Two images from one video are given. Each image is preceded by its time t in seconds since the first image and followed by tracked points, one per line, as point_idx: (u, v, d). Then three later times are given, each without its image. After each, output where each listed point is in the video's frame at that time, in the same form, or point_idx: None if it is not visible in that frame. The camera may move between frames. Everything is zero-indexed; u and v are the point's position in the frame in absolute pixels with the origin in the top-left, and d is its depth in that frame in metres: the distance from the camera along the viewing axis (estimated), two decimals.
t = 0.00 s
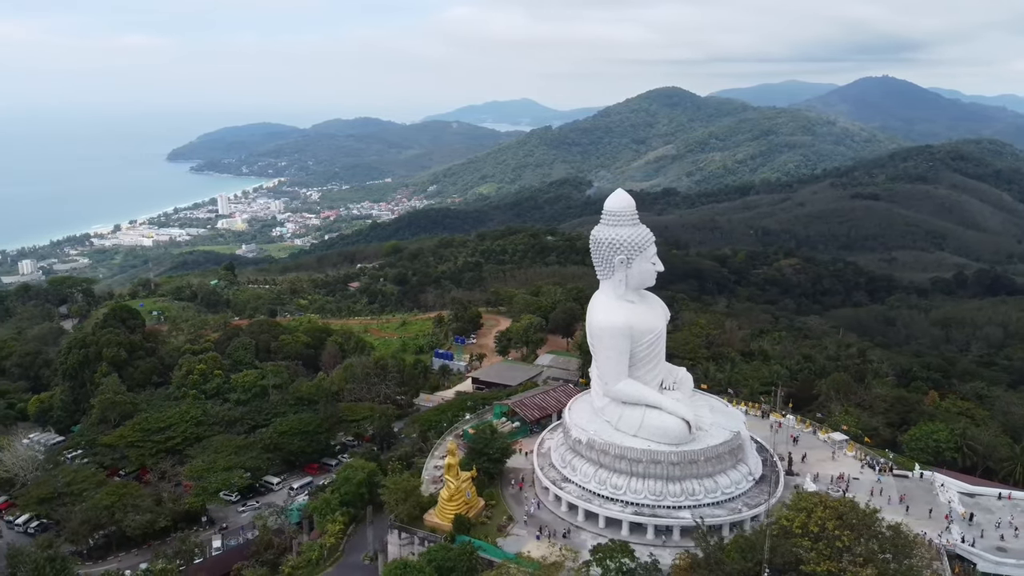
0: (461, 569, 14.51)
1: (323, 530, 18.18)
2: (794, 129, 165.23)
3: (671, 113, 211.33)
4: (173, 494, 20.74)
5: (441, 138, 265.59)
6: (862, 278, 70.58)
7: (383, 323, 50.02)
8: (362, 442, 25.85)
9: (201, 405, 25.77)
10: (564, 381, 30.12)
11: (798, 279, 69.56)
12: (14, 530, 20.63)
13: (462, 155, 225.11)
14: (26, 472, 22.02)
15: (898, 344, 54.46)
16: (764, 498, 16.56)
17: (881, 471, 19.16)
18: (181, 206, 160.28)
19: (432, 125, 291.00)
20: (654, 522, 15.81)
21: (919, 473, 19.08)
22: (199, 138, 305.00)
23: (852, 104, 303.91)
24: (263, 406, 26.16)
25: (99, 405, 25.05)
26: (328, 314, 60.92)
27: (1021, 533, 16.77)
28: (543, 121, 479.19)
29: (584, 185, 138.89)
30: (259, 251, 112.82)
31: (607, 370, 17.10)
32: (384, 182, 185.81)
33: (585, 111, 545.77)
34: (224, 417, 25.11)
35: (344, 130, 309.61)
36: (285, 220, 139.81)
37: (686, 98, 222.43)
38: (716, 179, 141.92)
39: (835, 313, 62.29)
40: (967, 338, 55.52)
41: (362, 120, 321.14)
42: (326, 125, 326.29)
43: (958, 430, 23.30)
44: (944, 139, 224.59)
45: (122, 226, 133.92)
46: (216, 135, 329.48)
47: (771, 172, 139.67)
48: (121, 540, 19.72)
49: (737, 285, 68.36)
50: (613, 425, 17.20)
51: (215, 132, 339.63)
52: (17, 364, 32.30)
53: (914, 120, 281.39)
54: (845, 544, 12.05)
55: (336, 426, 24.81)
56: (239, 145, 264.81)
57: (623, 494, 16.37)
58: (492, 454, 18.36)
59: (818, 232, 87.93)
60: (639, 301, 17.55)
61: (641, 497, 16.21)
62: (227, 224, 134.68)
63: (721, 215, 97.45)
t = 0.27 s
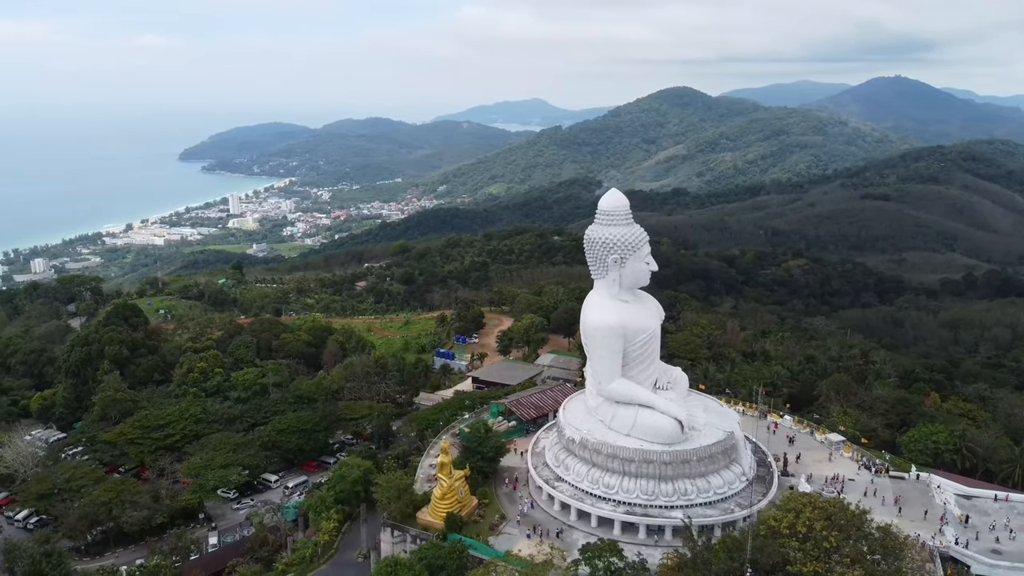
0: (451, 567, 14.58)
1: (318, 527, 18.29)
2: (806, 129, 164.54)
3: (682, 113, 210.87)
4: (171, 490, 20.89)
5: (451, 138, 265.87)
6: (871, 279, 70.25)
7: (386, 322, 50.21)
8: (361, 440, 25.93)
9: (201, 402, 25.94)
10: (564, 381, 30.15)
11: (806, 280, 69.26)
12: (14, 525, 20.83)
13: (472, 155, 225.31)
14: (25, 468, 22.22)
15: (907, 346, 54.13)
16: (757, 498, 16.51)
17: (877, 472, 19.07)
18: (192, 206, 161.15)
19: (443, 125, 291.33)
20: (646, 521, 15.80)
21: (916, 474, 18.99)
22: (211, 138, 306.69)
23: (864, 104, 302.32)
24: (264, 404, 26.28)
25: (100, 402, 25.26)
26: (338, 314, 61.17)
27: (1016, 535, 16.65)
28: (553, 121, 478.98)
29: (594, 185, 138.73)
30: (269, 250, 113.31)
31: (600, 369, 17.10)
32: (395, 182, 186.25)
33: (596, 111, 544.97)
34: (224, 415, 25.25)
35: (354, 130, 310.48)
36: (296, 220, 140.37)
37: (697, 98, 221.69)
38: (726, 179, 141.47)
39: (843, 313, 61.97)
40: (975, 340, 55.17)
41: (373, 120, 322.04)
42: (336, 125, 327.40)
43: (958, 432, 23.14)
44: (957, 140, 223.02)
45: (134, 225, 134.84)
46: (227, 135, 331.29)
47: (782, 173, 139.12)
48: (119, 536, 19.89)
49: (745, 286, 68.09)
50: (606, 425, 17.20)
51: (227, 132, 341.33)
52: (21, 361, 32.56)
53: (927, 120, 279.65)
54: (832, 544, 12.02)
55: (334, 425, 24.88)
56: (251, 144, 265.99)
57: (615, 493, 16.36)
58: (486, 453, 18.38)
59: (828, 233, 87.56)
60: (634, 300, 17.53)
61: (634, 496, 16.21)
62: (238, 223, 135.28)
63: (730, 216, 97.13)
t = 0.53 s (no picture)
0: (442, 566, 14.63)
1: (312, 525, 18.37)
2: (817, 129, 163.72)
3: (692, 113, 210.27)
4: (168, 488, 21.02)
5: (461, 138, 266.07)
6: (880, 280, 69.84)
7: (390, 321, 50.30)
8: (359, 438, 26.01)
9: (200, 400, 26.08)
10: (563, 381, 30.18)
11: (814, 281, 68.95)
12: (14, 520, 21.00)
13: (482, 155, 225.44)
14: (26, 463, 22.38)
15: (915, 347, 53.77)
16: (750, 499, 16.46)
17: (872, 473, 19.00)
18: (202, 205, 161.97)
19: (453, 126, 291.61)
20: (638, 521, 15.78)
21: (912, 475, 18.89)
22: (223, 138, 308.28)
23: (877, 104, 300.54)
24: (263, 402, 26.39)
25: (100, 399, 25.45)
26: (347, 313, 61.37)
27: (1011, 537, 16.54)
28: (563, 121, 478.59)
29: (603, 185, 138.51)
30: (279, 250, 113.70)
31: (593, 369, 17.10)
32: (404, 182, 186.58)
33: (606, 111, 544.05)
34: (223, 413, 25.36)
35: (364, 130, 311.30)
36: (306, 220, 140.86)
37: (707, 98, 220.93)
38: (736, 179, 140.97)
39: (851, 314, 61.67)
40: (984, 341, 54.77)
41: (383, 120, 322.76)
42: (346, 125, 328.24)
43: (957, 433, 22.96)
44: (972, 140, 221.33)
45: (145, 224, 135.73)
46: (239, 134, 332.92)
47: (793, 173, 138.48)
48: (116, 533, 20.02)
49: (752, 286, 67.82)
50: (600, 424, 17.19)
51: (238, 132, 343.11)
52: (25, 358, 32.80)
53: (941, 121, 277.66)
54: (820, 545, 11.95)
55: (332, 423, 24.93)
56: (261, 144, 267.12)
57: (608, 492, 16.36)
58: (480, 452, 18.40)
59: (837, 234, 87.14)
60: (628, 300, 17.52)
61: (625, 496, 16.21)
62: (249, 223, 135.88)
63: (739, 216, 96.81)
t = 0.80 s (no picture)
0: (431, 565, 14.64)
1: (307, 522, 18.45)
2: (828, 129, 162.96)
3: (703, 112, 209.70)
4: (167, 485, 21.14)
5: (471, 138, 266.24)
6: (889, 281, 69.46)
7: (393, 321, 50.40)
8: (358, 437, 26.07)
9: (200, 398, 26.22)
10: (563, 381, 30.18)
11: (822, 282, 68.63)
12: (14, 517, 21.16)
13: (491, 155, 225.56)
14: (26, 460, 22.53)
15: (923, 348, 53.38)
16: (743, 500, 16.40)
17: (868, 475, 18.87)
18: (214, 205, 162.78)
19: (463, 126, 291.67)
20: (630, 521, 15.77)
21: (908, 477, 18.75)
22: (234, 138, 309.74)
23: (889, 104, 298.86)
24: (262, 400, 26.49)
25: (101, 397, 25.62)
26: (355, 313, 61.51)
27: (1006, 540, 16.41)
28: (573, 121, 478.18)
29: (613, 185, 138.25)
30: (289, 249, 114.11)
31: (587, 368, 17.10)
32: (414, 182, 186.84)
33: (617, 110, 542.83)
34: (223, 411, 25.48)
35: (374, 129, 312.04)
36: (316, 219, 141.33)
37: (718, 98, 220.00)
38: (747, 179, 140.48)
39: (859, 316, 61.35)
40: (992, 343, 54.40)
41: (393, 120, 323.43)
42: (356, 125, 329.08)
43: (957, 435, 22.75)
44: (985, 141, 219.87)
45: (157, 223, 136.61)
46: (250, 134, 334.51)
47: (804, 174, 137.85)
48: (114, 529, 20.16)
49: (760, 287, 67.50)
50: (593, 424, 17.18)
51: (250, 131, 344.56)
52: (29, 356, 33.00)
53: (955, 121, 275.83)
54: (808, 546, 11.86)
55: (331, 422, 24.98)
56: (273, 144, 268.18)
57: (600, 492, 16.35)
58: (473, 451, 18.41)
59: (847, 235, 86.71)
60: (622, 300, 17.51)
61: (618, 496, 16.20)
62: (260, 222, 136.46)
63: (748, 216, 96.45)
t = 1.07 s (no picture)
0: (421, 563, 14.66)
1: (302, 520, 18.52)
2: (840, 129, 162.15)
3: (714, 112, 209.09)
4: (164, 482, 21.26)
5: (481, 138, 266.33)
6: (898, 282, 69.08)
7: (396, 320, 50.56)
8: (356, 435, 26.09)
9: (200, 396, 26.36)
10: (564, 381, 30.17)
11: (831, 282, 68.32)
12: (14, 513, 21.32)
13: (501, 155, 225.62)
14: (26, 457, 22.69)
15: (931, 350, 53.02)
16: (736, 500, 16.36)
17: (864, 476, 18.76)
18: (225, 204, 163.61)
19: (474, 125, 291.65)
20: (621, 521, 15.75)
21: (904, 479, 18.61)
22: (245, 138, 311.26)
23: (903, 104, 297.09)
24: (262, 399, 26.56)
25: (102, 395, 25.82)
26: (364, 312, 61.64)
27: (1001, 542, 16.29)
28: (583, 121, 477.66)
29: (623, 185, 137.92)
30: (300, 248, 114.51)
31: (580, 368, 17.09)
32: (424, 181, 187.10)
33: (627, 111, 541.84)
34: (222, 409, 25.57)
35: (384, 129, 312.70)
36: (326, 219, 141.73)
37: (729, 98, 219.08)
38: (757, 180, 139.97)
39: (867, 316, 61.03)
40: (1001, 345, 54.04)
41: (403, 120, 324.00)
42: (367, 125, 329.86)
43: (957, 437, 22.59)
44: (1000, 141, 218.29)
45: (168, 223, 137.45)
46: (262, 134, 336.10)
47: (815, 174, 137.19)
48: (112, 526, 20.29)
49: (767, 288, 67.20)
50: (586, 424, 17.17)
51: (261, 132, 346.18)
52: (34, 353, 33.27)
53: (969, 121, 273.93)
54: (796, 547, 11.79)
55: (329, 420, 25.00)
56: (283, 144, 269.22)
57: (592, 492, 16.35)
58: (467, 450, 18.41)
59: (857, 236, 86.25)
60: (616, 300, 17.49)
61: (610, 496, 16.19)
62: (271, 222, 136.98)
63: (758, 217, 96.06)
